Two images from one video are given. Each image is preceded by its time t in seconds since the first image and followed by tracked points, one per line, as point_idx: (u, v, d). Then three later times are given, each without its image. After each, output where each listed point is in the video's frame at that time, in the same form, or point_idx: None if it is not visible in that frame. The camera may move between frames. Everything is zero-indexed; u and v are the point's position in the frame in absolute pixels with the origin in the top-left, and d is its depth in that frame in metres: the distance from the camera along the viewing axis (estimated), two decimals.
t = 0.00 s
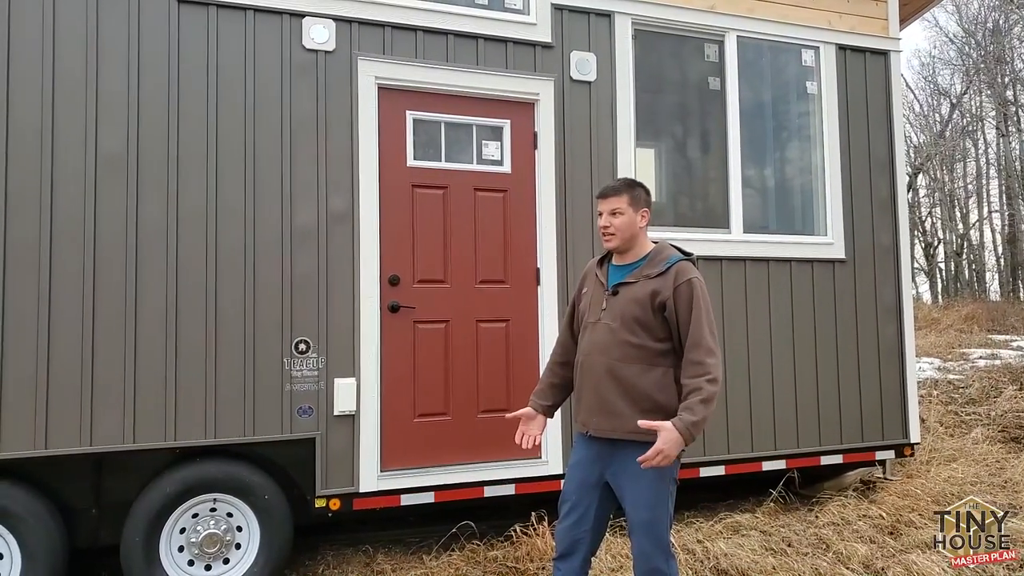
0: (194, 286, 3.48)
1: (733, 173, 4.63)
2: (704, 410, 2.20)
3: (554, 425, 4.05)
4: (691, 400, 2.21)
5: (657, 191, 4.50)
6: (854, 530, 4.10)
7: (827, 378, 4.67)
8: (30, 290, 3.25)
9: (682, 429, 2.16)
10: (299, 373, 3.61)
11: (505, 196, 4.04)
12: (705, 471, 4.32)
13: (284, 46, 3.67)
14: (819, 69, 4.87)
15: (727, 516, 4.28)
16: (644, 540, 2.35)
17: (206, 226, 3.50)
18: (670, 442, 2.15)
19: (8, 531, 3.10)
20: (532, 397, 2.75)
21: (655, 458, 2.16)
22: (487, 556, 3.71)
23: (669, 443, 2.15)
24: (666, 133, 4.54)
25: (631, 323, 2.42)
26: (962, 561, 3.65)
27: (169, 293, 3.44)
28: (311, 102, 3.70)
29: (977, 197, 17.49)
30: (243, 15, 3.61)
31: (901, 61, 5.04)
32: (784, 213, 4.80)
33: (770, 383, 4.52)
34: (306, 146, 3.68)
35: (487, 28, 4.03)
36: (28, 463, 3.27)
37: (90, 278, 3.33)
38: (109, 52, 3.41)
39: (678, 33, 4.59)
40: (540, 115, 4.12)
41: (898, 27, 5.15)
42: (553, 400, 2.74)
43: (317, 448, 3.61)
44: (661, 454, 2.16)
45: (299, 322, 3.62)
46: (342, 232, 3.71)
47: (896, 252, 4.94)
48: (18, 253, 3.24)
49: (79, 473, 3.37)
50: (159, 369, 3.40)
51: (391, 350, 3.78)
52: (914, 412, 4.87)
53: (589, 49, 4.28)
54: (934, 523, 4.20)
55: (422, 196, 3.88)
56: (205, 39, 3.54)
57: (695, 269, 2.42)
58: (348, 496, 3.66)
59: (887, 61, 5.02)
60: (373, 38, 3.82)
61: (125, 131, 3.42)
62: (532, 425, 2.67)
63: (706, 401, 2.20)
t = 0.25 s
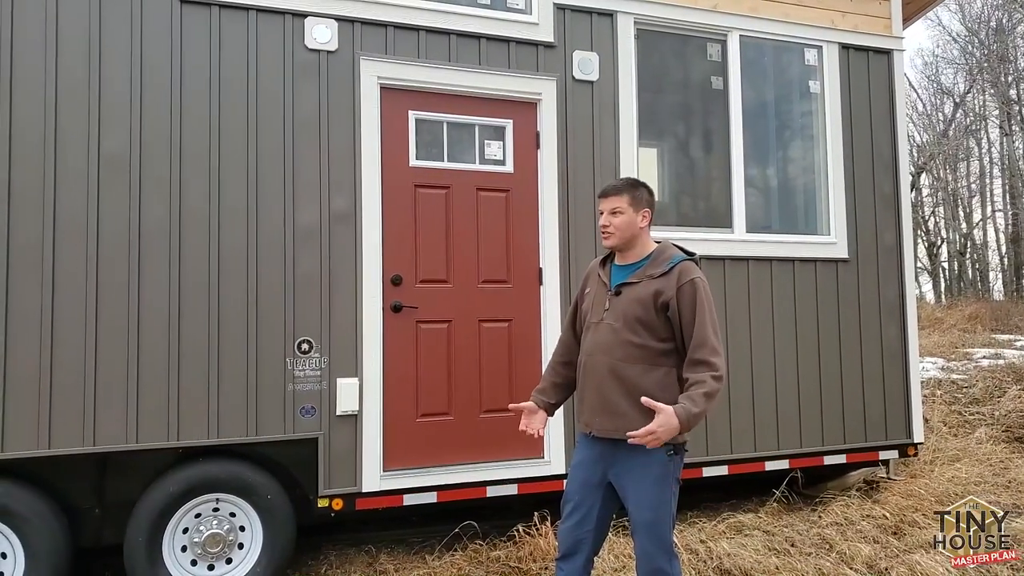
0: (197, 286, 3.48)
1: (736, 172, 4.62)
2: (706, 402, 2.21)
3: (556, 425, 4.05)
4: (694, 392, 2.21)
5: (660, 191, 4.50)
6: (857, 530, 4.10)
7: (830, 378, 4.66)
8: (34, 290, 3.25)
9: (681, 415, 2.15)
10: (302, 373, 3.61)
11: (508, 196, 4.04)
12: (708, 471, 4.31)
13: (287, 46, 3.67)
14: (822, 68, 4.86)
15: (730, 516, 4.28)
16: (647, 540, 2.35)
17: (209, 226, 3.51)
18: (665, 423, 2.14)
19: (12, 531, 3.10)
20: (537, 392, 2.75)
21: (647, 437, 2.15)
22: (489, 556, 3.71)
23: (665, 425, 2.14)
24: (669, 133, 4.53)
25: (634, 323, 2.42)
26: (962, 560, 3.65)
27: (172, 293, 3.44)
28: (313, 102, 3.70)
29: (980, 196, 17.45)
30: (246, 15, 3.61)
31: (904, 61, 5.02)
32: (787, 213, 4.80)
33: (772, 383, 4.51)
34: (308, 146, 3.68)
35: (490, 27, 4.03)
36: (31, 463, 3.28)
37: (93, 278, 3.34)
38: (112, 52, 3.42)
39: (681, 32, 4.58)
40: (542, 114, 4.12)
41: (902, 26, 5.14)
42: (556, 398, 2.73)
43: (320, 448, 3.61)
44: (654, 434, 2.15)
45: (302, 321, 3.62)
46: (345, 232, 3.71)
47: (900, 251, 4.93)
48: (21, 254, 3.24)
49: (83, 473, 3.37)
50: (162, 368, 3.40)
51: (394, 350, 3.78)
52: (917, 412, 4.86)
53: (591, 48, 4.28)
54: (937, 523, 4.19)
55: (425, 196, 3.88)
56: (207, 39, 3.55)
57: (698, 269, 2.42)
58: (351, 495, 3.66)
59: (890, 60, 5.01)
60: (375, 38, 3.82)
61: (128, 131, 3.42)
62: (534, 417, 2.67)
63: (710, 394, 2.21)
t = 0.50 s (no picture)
0: (199, 286, 3.48)
1: (738, 172, 4.62)
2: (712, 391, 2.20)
3: (558, 425, 4.05)
4: (701, 379, 2.20)
5: (662, 191, 4.50)
6: (859, 530, 4.09)
7: (832, 377, 4.66)
8: (36, 290, 3.26)
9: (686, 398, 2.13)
10: (304, 373, 3.61)
11: (510, 196, 4.04)
12: (710, 471, 4.31)
13: (289, 46, 3.67)
14: (824, 68, 4.85)
15: (733, 516, 4.27)
16: (649, 539, 2.34)
17: (211, 225, 3.51)
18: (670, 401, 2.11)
19: (14, 531, 3.10)
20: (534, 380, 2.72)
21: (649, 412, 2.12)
22: (491, 556, 3.71)
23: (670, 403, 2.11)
24: (671, 132, 4.53)
25: (636, 323, 2.42)
26: (963, 560, 3.64)
27: (174, 293, 3.44)
28: (315, 102, 3.70)
29: (983, 196, 17.42)
30: (248, 15, 3.61)
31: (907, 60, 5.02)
32: (789, 212, 4.79)
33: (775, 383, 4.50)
34: (310, 146, 3.68)
35: (491, 27, 4.03)
36: (34, 463, 3.28)
37: (96, 278, 3.34)
38: (114, 52, 3.42)
39: (683, 32, 4.58)
40: (544, 114, 4.12)
41: (904, 25, 5.13)
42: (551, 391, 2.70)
43: (321, 447, 3.61)
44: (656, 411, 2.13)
45: (303, 321, 3.62)
46: (347, 232, 3.71)
47: (902, 251, 4.92)
48: (23, 254, 3.25)
49: (85, 473, 3.37)
50: (164, 368, 3.41)
51: (395, 349, 3.78)
52: (920, 412, 4.85)
53: (593, 48, 4.27)
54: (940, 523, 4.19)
55: (427, 195, 3.88)
56: (209, 39, 3.55)
57: (700, 269, 2.41)
58: (352, 495, 3.66)
59: (892, 59, 5.01)
60: (377, 37, 3.82)
61: (130, 130, 3.42)
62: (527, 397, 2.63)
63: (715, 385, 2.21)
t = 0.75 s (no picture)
0: (201, 286, 3.48)
1: (739, 172, 4.61)
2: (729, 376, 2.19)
3: (560, 425, 4.04)
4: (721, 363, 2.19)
5: (664, 191, 4.49)
6: (862, 530, 4.08)
7: (835, 377, 4.65)
8: (38, 291, 3.26)
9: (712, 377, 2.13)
10: (306, 373, 3.61)
11: (512, 196, 4.03)
12: (712, 471, 4.30)
13: (291, 46, 3.67)
14: (826, 67, 4.84)
15: (735, 517, 4.27)
16: (651, 539, 2.34)
17: (212, 226, 3.51)
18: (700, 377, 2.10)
19: (16, 531, 3.10)
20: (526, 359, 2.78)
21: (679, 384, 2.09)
22: (493, 556, 3.70)
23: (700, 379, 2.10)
24: (673, 132, 4.52)
25: (637, 323, 2.41)
26: (963, 560, 3.63)
27: (176, 294, 3.44)
28: (316, 102, 3.70)
29: (985, 195, 17.39)
30: (249, 15, 3.61)
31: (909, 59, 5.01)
32: (791, 212, 4.78)
33: (777, 383, 4.50)
34: (312, 146, 3.68)
35: (493, 27, 4.02)
36: (36, 463, 3.28)
37: (97, 278, 3.34)
38: (116, 53, 3.42)
39: (684, 31, 4.57)
40: (546, 114, 4.11)
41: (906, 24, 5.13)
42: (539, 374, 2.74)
43: (323, 448, 3.61)
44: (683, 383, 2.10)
45: (305, 321, 3.62)
46: (348, 232, 3.71)
47: (905, 250, 4.91)
48: (25, 255, 3.25)
49: (87, 473, 3.37)
50: (166, 368, 3.41)
51: (397, 349, 3.78)
52: (922, 412, 4.85)
53: (595, 47, 4.27)
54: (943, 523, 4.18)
55: (428, 195, 3.88)
56: (210, 40, 3.55)
57: (701, 268, 2.40)
58: (354, 495, 3.66)
59: (894, 59, 5.00)
60: (378, 38, 3.82)
61: (131, 131, 3.42)
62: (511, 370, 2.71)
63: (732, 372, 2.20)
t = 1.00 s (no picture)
0: (202, 286, 3.48)
1: (741, 171, 4.61)
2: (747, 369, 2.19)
3: (562, 425, 4.04)
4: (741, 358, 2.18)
5: (666, 190, 4.48)
6: (864, 530, 4.08)
7: (837, 377, 4.65)
8: (40, 291, 3.26)
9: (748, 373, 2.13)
10: (308, 373, 3.61)
11: (513, 195, 4.03)
12: (714, 471, 4.30)
13: (292, 45, 3.67)
14: (829, 67, 4.84)
15: (737, 516, 4.26)
16: (653, 540, 2.34)
17: (214, 225, 3.51)
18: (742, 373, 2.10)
19: (18, 531, 3.10)
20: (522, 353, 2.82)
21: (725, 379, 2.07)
22: (495, 556, 3.70)
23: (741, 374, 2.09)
24: (675, 132, 4.52)
25: (638, 323, 2.41)
26: (963, 560, 3.61)
27: (178, 293, 3.44)
28: (318, 101, 3.69)
29: (987, 195, 17.37)
30: (251, 15, 3.61)
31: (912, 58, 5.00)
32: (793, 212, 4.78)
33: (779, 382, 4.49)
34: (313, 145, 3.68)
35: (495, 26, 4.02)
36: (38, 462, 3.28)
37: (99, 277, 3.34)
38: (118, 53, 3.42)
39: (686, 31, 4.57)
40: (548, 113, 4.11)
41: (909, 24, 5.12)
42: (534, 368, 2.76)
43: (325, 447, 3.61)
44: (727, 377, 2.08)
45: (306, 321, 3.62)
46: (350, 232, 3.71)
47: (907, 250, 4.91)
48: (27, 255, 3.25)
49: (90, 473, 3.38)
50: (168, 368, 3.41)
51: (399, 349, 3.78)
52: (925, 412, 4.84)
53: (597, 47, 4.27)
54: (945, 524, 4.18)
55: (430, 195, 3.88)
56: (211, 39, 3.55)
57: (703, 267, 2.40)
58: (356, 494, 3.66)
59: (897, 58, 4.99)
60: (380, 37, 3.82)
61: (133, 130, 3.42)
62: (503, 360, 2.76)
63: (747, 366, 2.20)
